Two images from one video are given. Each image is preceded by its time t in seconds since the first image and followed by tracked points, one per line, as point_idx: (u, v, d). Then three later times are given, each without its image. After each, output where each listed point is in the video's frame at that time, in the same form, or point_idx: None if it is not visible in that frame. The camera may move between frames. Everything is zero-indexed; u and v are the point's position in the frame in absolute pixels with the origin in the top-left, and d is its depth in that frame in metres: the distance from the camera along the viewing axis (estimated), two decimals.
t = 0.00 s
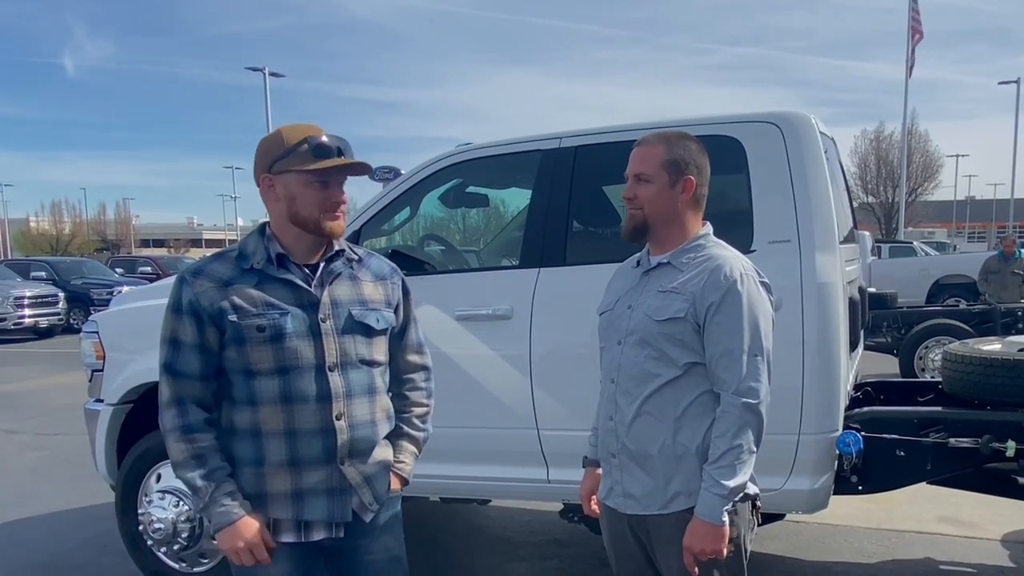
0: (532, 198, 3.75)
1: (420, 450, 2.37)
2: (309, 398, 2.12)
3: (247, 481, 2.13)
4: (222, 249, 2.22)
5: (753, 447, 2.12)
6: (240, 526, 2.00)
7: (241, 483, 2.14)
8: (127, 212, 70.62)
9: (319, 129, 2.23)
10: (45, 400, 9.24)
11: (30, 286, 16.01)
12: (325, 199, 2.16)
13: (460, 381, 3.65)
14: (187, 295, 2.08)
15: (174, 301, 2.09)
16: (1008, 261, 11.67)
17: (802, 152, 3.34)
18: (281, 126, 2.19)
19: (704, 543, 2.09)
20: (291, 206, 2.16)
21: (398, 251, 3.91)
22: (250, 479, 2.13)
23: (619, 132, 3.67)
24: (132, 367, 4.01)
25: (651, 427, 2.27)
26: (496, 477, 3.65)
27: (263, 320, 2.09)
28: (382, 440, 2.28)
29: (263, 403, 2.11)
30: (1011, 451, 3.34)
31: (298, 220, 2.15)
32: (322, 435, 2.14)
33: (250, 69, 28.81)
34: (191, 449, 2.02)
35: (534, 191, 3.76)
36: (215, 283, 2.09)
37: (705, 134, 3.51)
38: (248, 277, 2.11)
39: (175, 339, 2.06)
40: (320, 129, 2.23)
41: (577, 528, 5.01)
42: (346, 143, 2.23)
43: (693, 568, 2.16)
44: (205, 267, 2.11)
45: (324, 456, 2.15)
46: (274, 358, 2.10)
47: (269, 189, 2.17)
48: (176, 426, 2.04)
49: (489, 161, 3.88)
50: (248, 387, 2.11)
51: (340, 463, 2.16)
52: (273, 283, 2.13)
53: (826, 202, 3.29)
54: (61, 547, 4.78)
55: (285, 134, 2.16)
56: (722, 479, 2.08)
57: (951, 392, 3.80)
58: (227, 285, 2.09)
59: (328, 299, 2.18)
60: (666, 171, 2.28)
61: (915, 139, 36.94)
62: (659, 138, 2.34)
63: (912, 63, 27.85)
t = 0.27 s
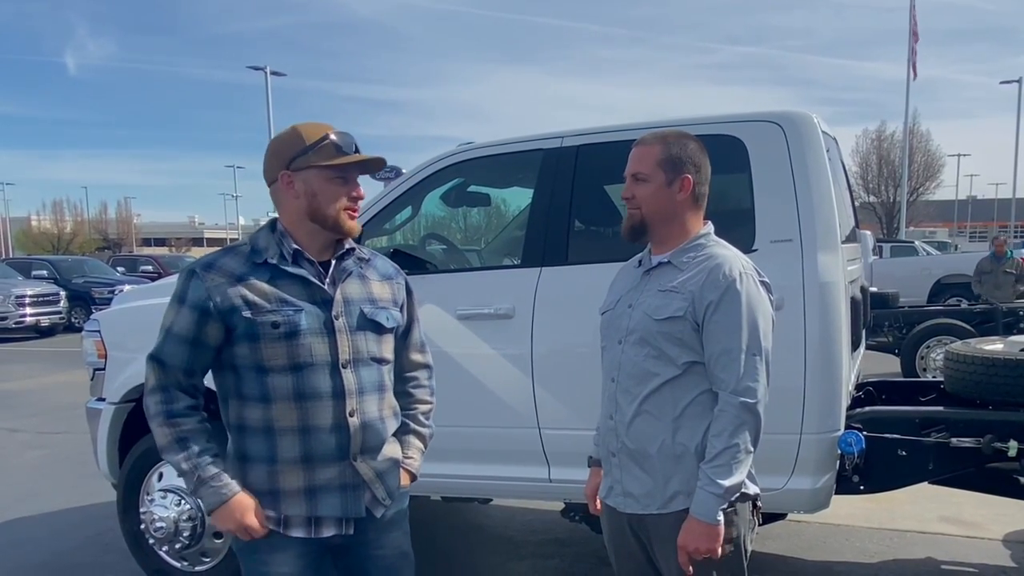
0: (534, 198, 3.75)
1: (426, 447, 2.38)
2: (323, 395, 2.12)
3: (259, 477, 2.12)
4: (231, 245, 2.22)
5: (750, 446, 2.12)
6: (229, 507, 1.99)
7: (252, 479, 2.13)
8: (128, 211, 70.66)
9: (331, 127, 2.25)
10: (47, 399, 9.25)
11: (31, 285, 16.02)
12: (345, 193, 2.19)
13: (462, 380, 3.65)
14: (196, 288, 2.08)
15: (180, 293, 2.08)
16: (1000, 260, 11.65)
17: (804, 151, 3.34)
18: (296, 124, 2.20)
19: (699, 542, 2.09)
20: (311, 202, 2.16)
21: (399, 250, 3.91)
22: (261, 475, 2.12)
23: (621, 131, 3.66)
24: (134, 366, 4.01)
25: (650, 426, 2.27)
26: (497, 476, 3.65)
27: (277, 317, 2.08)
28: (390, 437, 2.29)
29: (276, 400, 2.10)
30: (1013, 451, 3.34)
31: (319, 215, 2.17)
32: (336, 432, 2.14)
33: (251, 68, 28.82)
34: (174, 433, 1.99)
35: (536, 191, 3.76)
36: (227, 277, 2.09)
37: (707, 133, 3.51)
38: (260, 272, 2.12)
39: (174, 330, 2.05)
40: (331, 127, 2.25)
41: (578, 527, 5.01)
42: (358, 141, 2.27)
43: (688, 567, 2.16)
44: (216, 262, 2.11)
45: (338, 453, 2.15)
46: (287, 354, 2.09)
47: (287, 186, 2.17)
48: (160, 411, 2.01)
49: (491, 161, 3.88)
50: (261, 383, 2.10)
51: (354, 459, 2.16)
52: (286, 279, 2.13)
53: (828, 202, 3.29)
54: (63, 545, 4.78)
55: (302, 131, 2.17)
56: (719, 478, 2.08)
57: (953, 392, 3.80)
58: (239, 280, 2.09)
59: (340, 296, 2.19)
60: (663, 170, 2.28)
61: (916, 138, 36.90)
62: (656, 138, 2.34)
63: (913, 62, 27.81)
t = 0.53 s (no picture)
0: (535, 197, 3.75)
1: (429, 444, 2.38)
2: (330, 392, 2.12)
3: (265, 473, 2.12)
4: (240, 241, 2.22)
5: (751, 445, 2.11)
6: (228, 494, 1.99)
7: (257, 474, 2.13)
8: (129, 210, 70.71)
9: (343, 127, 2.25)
10: (49, 397, 9.26)
11: (33, 283, 16.04)
12: (354, 193, 2.19)
13: (464, 379, 3.65)
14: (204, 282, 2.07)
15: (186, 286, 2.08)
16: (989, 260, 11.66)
17: (806, 150, 3.34)
18: (309, 123, 2.20)
19: (700, 541, 2.10)
20: (320, 199, 2.16)
21: (401, 249, 3.91)
22: (267, 471, 2.12)
23: (622, 130, 3.66)
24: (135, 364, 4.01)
25: (651, 425, 2.27)
26: (499, 475, 3.65)
27: (286, 314, 2.08)
28: (394, 435, 2.29)
29: (284, 396, 2.10)
30: (1014, 451, 3.33)
31: (328, 213, 2.16)
32: (342, 429, 2.14)
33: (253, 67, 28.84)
34: (172, 421, 2.00)
35: (537, 190, 3.76)
36: (236, 274, 2.09)
37: (708, 132, 3.50)
38: (269, 269, 2.11)
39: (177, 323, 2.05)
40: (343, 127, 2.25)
41: (579, 526, 5.01)
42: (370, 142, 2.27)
43: (690, 566, 2.17)
44: (225, 257, 2.11)
45: (344, 450, 2.15)
46: (295, 352, 2.09)
47: (297, 183, 2.16)
48: (156, 399, 2.01)
49: (493, 160, 3.88)
50: (268, 379, 2.10)
51: (360, 457, 2.16)
52: (295, 276, 2.13)
53: (829, 201, 3.29)
54: (64, 544, 4.79)
55: (314, 130, 2.17)
56: (719, 476, 2.08)
57: (954, 392, 3.80)
58: (248, 276, 2.09)
59: (348, 295, 2.19)
60: (664, 169, 2.28)
61: (918, 137, 36.88)
62: (657, 137, 2.34)
63: (915, 61, 27.78)
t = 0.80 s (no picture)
0: (536, 196, 3.75)
1: (431, 443, 2.38)
2: (331, 391, 2.12)
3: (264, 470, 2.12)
4: (244, 237, 2.21)
5: (754, 444, 2.11)
6: (227, 467, 1.96)
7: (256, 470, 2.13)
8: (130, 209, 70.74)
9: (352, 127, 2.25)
10: (50, 396, 9.26)
11: (35, 282, 16.05)
12: (359, 195, 2.18)
13: (465, 378, 3.65)
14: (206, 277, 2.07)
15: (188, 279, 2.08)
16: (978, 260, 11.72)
17: (807, 150, 3.33)
18: (317, 122, 2.20)
19: (704, 540, 2.10)
20: (324, 199, 2.16)
21: (402, 249, 3.91)
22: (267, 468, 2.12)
23: (623, 130, 3.66)
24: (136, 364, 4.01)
25: (652, 424, 2.27)
26: (500, 475, 3.65)
27: (288, 312, 2.08)
28: (395, 434, 2.29)
29: (284, 394, 2.10)
30: (1015, 451, 3.33)
31: (331, 214, 2.16)
32: (343, 428, 2.14)
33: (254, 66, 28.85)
34: (164, 402, 1.98)
35: (538, 189, 3.76)
36: (238, 270, 2.08)
37: (709, 132, 3.50)
38: (272, 266, 2.11)
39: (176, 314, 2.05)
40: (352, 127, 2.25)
41: (579, 526, 5.01)
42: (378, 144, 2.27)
43: (694, 566, 2.16)
44: (229, 252, 2.11)
45: (345, 449, 2.15)
46: (297, 350, 2.09)
47: (303, 182, 2.17)
48: (149, 381, 1.99)
49: (493, 159, 3.88)
50: (268, 376, 2.11)
51: (359, 455, 2.17)
52: (298, 275, 2.13)
53: (831, 201, 3.28)
54: (66, 542, 4.79)
55: (322, 129, 2.17)
56: (722, 475, 2.08)
57: (955, 392, 3.79)
58: (251, 273, 2.09)
59: (350, 294, 2.19)
60: (664, 169, 2.28)
61: (919, 137, 36.87)
62: (658, 137, 2.34)
63: (917, 61, 27.76)
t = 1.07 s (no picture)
0: (537, 196, 3.75)
1: (434, 443, 2.38)
2: (334, 391, 2.12)
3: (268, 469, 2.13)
4: (249, 237, 2.22)
5: (755, 443, 2.12)
6: (249, 475, 2.03)
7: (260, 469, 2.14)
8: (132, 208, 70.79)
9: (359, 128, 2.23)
10: (51, 395, 9.27)
11: (36, 282, 16.06)
12: (361, 197, 2.18)
13: (466, 378, 3.65)
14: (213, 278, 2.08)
15: (195, 281, 2.08)
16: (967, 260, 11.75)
17: (808, 151, 3.33)
18: (323, 122, 2.19)
19: (704, 539, 2.10)
20: (327, 200, 2.16)
21: (403, 248, 3.91)
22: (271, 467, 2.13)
23: (625, 130, 3.66)
24: (138, 363, 4.01)
25: (653, 423, 2.27)
26: (501, 474, 3.65)
27: (292, 313, 2.08)
28: (398, 434, 2.29)
29: (288, 394, 2.11)
30: (1017, 452, 3.34)
31: (334, 214, 2.16)
32: (346, 428, 2.15)
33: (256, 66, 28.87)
34: (183, 415, 2.01)
35: (539, 189, 3.76)
36: (244, 270, 2.09)
37: (711, 132, 3.50)
38: (277, 266, 2.11)
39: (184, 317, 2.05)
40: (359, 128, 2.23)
41: (580, 526, 5.01)
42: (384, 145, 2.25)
43: (693, 565, 2.16)
44: (235, 252, 2.11)
45: (348, 449, 2.15)
46: (301, 350, 2.09)
47: (306, 182, 2.16)
48: (167, 393, 2.02)
49: (494, 159, 3.88)
50: (272, 376, 2.11)
51: (363, 456, 2.17)
52: (302, 275, 2.13)
53: (832, 201, 3.28)
54: (67, 541, 4.80)
55: (328, 130, 2.17)
56: (724, 475, 2.08)
57: (957, 392, 3.79)
58: (256, 273, 2.09)
59: (355, 295, 2.19)
60: (669, 174, 2.27)
61: (921, 138, 36.86)
62: (650, 142, 2.33)
63: (918, 61, 27.74)
